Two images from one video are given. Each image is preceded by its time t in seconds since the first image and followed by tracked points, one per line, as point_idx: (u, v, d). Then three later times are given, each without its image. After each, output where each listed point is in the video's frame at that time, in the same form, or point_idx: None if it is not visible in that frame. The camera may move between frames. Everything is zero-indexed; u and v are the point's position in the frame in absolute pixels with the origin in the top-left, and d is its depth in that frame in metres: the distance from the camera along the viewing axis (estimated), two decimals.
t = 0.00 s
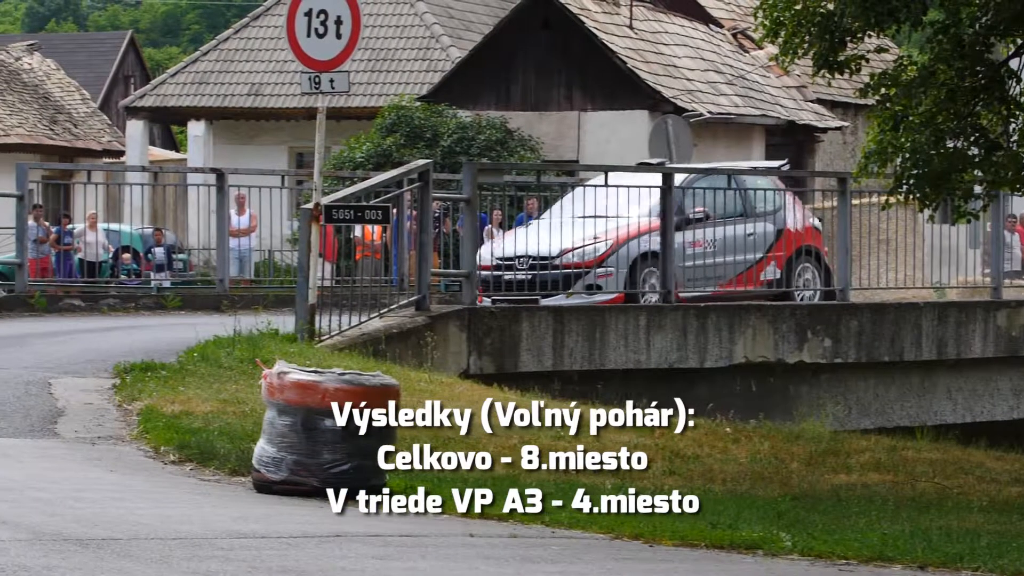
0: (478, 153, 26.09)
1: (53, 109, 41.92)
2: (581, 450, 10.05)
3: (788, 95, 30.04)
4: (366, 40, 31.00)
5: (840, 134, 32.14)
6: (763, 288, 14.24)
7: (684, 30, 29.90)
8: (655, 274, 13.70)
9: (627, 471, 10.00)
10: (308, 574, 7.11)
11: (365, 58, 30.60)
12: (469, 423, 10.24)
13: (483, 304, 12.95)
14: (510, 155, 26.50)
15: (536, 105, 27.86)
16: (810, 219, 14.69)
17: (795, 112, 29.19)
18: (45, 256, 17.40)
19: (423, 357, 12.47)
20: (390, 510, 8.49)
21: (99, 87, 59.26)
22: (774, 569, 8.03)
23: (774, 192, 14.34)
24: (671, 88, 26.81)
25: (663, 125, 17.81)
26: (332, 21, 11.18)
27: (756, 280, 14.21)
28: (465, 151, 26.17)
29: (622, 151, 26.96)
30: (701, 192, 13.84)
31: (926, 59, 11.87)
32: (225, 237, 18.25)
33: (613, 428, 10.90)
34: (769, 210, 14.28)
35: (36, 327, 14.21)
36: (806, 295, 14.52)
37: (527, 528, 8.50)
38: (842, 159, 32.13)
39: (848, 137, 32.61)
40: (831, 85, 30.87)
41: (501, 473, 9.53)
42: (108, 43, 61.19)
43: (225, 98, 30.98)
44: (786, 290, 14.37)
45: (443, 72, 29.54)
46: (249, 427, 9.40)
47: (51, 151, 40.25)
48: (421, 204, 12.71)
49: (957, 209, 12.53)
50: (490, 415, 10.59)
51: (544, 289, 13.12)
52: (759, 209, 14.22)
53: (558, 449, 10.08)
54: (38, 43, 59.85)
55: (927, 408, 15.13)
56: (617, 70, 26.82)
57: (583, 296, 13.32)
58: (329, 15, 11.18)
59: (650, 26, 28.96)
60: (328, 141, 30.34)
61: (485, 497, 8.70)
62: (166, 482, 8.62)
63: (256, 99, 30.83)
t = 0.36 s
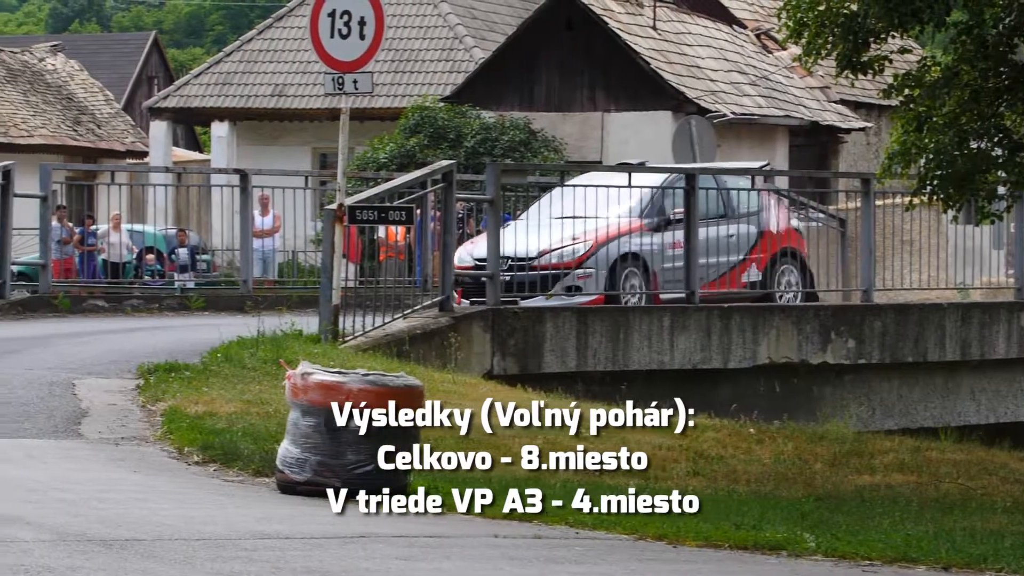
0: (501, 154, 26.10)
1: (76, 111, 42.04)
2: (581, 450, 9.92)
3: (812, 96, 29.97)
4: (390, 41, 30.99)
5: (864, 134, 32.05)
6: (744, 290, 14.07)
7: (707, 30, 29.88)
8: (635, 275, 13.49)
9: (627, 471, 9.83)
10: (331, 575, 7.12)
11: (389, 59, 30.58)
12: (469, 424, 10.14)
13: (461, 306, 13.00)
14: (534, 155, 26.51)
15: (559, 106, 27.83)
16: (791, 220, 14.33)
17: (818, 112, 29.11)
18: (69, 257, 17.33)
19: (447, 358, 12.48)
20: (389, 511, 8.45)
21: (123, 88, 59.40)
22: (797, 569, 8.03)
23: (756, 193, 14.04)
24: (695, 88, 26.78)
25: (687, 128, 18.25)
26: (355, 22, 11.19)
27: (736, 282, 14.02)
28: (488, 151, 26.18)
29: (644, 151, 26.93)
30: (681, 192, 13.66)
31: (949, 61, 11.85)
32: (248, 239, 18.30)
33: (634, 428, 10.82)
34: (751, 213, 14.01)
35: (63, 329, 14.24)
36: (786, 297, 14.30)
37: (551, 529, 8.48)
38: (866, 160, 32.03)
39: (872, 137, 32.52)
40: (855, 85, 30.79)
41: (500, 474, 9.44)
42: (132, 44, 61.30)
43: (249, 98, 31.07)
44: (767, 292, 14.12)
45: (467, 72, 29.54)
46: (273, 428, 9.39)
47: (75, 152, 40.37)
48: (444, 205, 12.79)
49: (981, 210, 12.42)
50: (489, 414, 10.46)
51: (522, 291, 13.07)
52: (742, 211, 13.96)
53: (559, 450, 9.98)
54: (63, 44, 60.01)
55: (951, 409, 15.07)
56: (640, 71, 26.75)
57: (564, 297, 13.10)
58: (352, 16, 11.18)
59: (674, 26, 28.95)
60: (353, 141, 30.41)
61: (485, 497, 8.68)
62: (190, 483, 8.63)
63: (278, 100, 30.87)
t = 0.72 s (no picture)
0: (530, 155, 26.04)
1: (104, 111, 42.21)
2: (582, 450, 9.79)
3: (841, 97, 29.84)
4: (418, 42, 31.02)
5: (892, 135, 31.95)
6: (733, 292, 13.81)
7: (735, 31, 29.89)
8: (621, 274, 13.27)
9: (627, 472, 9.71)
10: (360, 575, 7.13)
11: (418, 59, 30.61)
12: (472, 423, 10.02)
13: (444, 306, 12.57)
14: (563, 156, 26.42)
15: (587, 107, 27.83)
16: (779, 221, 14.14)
17: (846, 112, 29.00)
18: (98, 257, 17.17)
19: (475, 359, 12.34)
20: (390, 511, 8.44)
21: (150, 89, 59.59)
22: (826, 569, 8.01)
23: (742, 193, 13.86)
24: (723, 89, 26.67)
25: (716, 127, 17.88)
26: (383, 23, 11.18)
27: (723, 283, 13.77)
28: (516, 152, 26.06)
29: (674, 152, 26.83)
30: (668, 191, 13.42)
31: (977, 61, 11.69)
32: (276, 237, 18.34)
33: (662, 430, 10.80)
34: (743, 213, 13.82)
35: (100, 330, 14.30)
36: (773, 298, 14.11)
37: (580, 529, 8.48)
38: (894, 161, 31.93)
39: (900, 138, 32.40)
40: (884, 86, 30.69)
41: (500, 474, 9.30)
42: (160, 45, 61.44)
43: (277, 99, 31.12)
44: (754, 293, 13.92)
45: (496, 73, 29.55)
46: (300, 428, 9.41)
47: (103, 153, 40.54)
48: (473, 204, 12.67)
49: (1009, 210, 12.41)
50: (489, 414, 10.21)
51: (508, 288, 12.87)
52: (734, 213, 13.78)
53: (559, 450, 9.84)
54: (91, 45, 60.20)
55: (979, 410, 15.05)
56: (670, 72, 26.65)
57: (549, 296, 12.93)
58: (380, 16, 11.18)
59: (702, 27, 28.97)
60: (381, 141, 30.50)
61: (485, 497, 8.62)
62: (219, 483, 8.64)
63: (306, 100, 30.90)
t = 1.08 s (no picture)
0: (566, 155, 26.08)
1: (141, 111, 42.39)
2: (581, 450, 9.60)
3: (877, 97, 29.76)
4: (454, 42, 31.04)
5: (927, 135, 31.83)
6: (725, 293, 13.67)
7: (772, 32, 29.74)
8: (618, 273, 13.07)
9: (627, 472, 9.50)
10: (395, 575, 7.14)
11: (453, 60, 30.63)
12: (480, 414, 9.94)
13: (436, 303, 12.39)
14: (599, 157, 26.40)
15: (624, 107, 27.80)
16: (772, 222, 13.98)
17: (881, 113, 28.91)
18: (134, 257, 17.23)
19: (511, 359, 12.32)
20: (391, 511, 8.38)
21: (186, 89, 59.79)
22: (862, 570, 7.98)
23: (736, 193, 13.74)
24: (758, 90, 26.56)
25: (751, 127, 17.57)
26: (419, 23, 11.19)
27: (717, 284, 13.61)
28: (552, 153, 26.17)
29: (713, 151, 26.73)
30: (661, 191, 13.30)
31: (1013, 61, 11.76)
32: (313, 238, 18.42)
33: (698, 432, 10.74)
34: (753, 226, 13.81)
35: (144, 330, 14.38)
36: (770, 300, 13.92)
37: (617, 529, 8.46)
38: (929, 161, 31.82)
39: (935, 138, 32.28)
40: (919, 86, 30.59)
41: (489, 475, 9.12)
42: (195, 45, 61.57)
43: (314, 99, 31.18)
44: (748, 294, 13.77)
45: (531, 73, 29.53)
46: (336, 428, 9.40)
47: (139, 153, 40.72)
48: (509, 204, 12.51)
49: None
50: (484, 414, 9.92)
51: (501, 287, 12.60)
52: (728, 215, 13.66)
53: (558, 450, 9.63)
54: (126, 44, 60.43)
55: (1015, 412, 15.14)
56: (706, 73, 26.60)
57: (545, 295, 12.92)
58: (416, 16, 11.18)
59: (738, 28, 28.80)
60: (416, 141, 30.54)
61: (485, 497, 8.55)
62: (256, 483, 8.65)
63: (342, 100, 30.97)
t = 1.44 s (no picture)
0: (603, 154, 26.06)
1: (177, 111, 42.60)
2: (581, 450, 9.48)
3: (913, 97, 29.64)
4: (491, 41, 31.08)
5: (963, 136, 31.69)
6: (721, 292, 13.61)
7: (809, 31, 29.63)
8: (613, 272, 13.08)
9: (627, 472, 9.40)
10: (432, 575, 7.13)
11: (490, 59, 30.65)
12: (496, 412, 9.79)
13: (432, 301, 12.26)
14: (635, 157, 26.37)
15: (660, 107, 27.70)
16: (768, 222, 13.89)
17: (918, 113, 28.88)
18: (169, 257, 17.28)
19: (548, 359, 12.32)
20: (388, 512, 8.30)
21: (221, 89, 60.04)
22: (899, 571, 7.94)
23: (731, 192, 13.49)
24: (795, 89, 26.52)
25: (786, 129, 17.43)
26: (456, 22, 11.19)
27: (714, 283, 13.57)
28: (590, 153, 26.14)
29: (750, 152, 26.78)
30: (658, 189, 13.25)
31: None
32: (349, 239, 18.53)
33: (734, 432, 10.71)
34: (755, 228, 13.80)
35: (187, 329, 14.45)
36: (764, 300, 13.85)
37: (652, 530, 8.43)
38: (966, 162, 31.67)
39: (972, 139, 32.13)
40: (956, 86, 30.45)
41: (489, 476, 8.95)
42: (229, 46, 61.80)
43: (349, 99, 31.24)
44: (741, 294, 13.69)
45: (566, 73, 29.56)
46: (373, 429, 9.40)
47: (175, 152, 40.88)
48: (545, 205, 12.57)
49: None
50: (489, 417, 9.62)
51: (496, 284, 12.37)
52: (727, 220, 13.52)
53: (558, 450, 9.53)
54: (162, 44, 60.68)
55: None
56: (741, 72, 26.55)
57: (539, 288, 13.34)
58: (453, 16, 11.19)
59: (773, 26, 28.74)
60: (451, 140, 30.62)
61: (485, 497, 8.48)
62: (292, 483, 8.65)
63: (378, 100, 31.05)
